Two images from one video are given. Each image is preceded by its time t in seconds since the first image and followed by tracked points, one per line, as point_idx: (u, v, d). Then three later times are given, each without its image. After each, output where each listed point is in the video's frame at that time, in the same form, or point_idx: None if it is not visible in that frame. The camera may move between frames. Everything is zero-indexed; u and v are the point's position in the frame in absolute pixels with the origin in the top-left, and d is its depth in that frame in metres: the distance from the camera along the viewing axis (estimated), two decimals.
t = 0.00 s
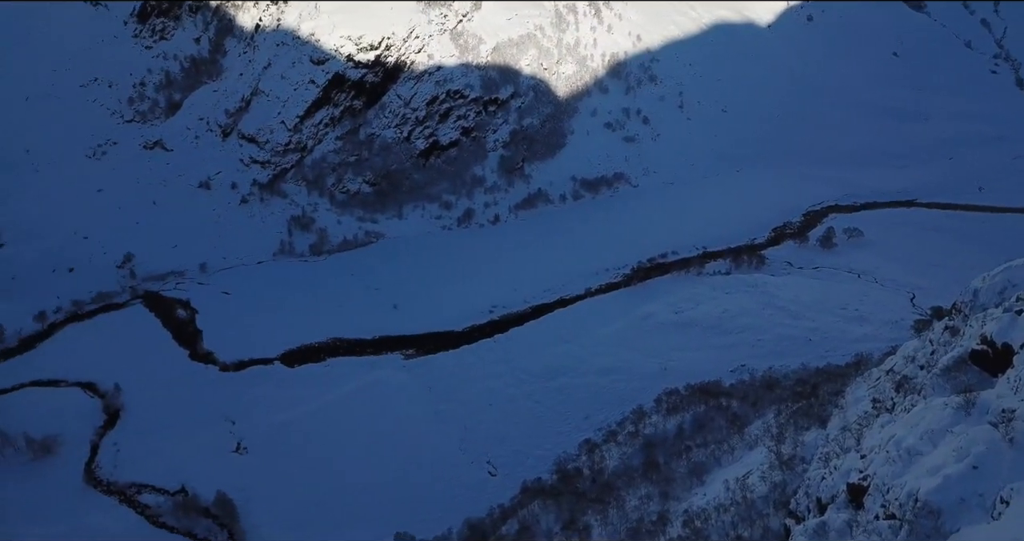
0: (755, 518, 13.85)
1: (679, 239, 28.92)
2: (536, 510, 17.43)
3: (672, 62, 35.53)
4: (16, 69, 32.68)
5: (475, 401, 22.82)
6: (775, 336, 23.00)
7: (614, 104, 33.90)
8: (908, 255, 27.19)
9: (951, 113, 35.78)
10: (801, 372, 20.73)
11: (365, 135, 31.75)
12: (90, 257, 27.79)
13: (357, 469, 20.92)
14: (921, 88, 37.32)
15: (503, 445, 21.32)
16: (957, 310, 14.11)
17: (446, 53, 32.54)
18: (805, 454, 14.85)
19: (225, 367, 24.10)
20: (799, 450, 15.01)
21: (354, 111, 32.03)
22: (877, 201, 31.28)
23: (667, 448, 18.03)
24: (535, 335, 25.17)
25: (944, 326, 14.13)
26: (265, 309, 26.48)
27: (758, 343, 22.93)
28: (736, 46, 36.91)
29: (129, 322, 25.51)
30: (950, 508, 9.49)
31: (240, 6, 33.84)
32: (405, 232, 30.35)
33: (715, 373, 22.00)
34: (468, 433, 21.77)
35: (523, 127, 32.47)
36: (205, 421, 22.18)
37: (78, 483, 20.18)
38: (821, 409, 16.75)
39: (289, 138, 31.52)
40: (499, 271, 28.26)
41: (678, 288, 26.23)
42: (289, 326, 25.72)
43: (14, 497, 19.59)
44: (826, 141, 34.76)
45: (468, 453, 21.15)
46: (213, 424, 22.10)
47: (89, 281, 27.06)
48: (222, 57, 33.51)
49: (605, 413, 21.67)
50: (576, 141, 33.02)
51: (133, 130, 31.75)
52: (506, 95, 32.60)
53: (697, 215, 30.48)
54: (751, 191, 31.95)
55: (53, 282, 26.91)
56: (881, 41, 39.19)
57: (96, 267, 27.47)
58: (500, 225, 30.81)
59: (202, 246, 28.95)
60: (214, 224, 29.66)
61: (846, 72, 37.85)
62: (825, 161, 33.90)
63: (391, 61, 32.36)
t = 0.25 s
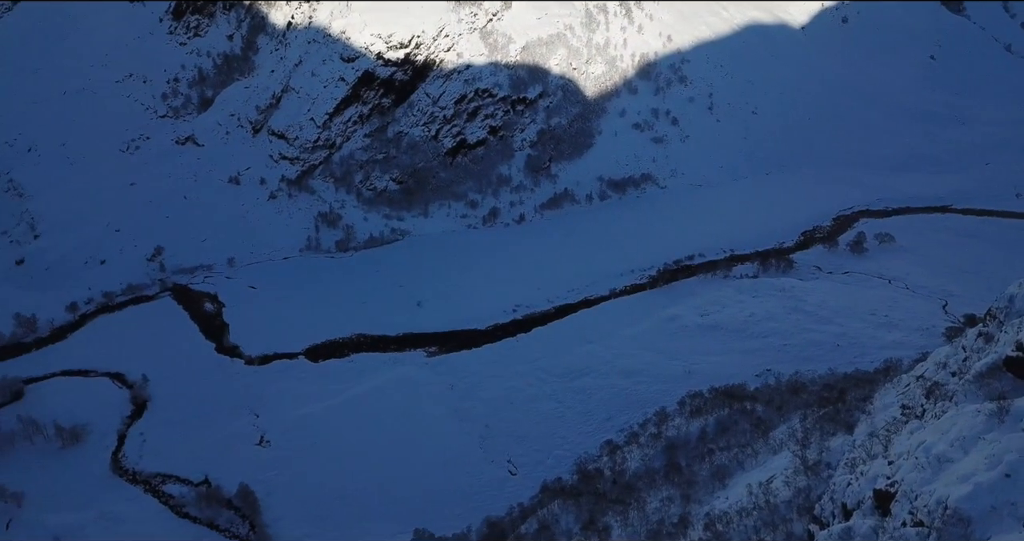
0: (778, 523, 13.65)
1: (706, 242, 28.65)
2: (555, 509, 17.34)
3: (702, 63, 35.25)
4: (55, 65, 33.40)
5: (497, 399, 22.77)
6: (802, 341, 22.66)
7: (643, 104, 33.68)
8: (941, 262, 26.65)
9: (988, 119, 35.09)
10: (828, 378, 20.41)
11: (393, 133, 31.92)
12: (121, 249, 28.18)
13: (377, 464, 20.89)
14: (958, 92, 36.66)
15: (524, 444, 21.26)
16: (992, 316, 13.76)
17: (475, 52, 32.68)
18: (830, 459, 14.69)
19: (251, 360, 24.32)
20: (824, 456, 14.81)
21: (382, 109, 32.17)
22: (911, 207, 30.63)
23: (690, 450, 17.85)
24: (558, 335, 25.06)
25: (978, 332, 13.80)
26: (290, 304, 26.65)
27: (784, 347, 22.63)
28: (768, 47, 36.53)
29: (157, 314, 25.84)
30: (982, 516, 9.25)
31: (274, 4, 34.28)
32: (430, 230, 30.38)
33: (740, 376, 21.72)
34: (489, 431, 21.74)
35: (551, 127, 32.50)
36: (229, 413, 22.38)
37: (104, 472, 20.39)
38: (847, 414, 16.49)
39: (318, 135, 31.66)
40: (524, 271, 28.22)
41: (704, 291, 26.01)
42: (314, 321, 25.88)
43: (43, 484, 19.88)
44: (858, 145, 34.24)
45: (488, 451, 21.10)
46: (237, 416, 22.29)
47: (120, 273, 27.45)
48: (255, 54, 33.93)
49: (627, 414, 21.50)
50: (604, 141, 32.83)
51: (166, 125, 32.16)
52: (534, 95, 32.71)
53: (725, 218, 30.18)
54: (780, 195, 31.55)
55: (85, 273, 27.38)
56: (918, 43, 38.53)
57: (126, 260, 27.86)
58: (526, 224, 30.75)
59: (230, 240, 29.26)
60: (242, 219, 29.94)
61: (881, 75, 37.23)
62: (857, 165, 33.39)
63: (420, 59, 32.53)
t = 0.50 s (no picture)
0: (783, 522, 13.55)
1: (712, 242, 28.56)
2: (559, 508, 17.29)
3: (709, 62, 35.18)
4: (64, 65, 33.60)
5: (501, 398, 22.72)
6: (808, 341, 22.57)
7: (650, 104, 33.65)
8: (948, 262, 26.51)
9: (997, 119, 34.91)
10: (834, 377, 20.31)
11: (399, 132, 31.91)
12: (127, 247, 28.23)
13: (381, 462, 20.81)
14: (967, 92, 36.48)
15: (528, 443, 21.20)
16: (1000, 315, 13.65)
17: (482, 51, 32.77)
18: (836, 458, 14.61)
19: (255, 358, 24.31)
20: (829, 455, 14.76)
21: (388, 108, 32.17)
22: (918, 207, 30.45)
23: (694, 449, 17.79)
24: (563, 334, 25.00)
25: (986, 330, 13.70)
26: (295, 302, 26.65)
27: (790, 347, 22.53)
28: (776, 46, 36.41)
29: (163, 311, 25.87)
30: (989, 514, 9.17)
31: (281, 3, 34.24)
32: (436, 229, 30.36)
33: (745, 376, 21.64)
34: (493, 430, 21.69)
35: (557, 126, 32.46)
36: (234, 411, 22.33)
37: (109, 469, 20.27)
38: (853, 413, 16.42)
39: (324, 134, 31.73)
40: (529, 270, 28.16)
41: (710, 290, 25.92)
42: (319, 319, 25.88)
43: (47, 481, 19.82)
44: (865, 145, 34.11)
45: (492, 450, 21.04)
46: (241, 413, 22.24)
47: (126, 271, 27.49)
48: (262, 53, 33.90)
49: (631, 413, 21.43)
50: (610, 140, 32.80)
51: (173, 124, 32.22)
52: (540, 94, 32.72)
53: (731, 217, 30.08)
54: (787, 195, 31.44)
55: (91, 271, 27.43)
56: (926, 43, 38.39)
57: (132, 258, 27.90)
58: (531, 223, 30.72)
59: (236, 238, 29.27)
60: (248, 217, 29.97)
61: (889, 74, 37.09)
62: (863, 166, 33.25)
63: (427, 58, 32.58)
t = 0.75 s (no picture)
0: (783, 517, 13.55)
1: (712, 241, 28.57)
2: (559, 504, 17.30)
3: (710, 61, 35.17)
4: (65, 64, 33.58)
5: (501, 396, 22.71)
6: (808, 339, 22.58)
7: (650, 103, 33.66)
8: (948, 260, 26.52)
9: (997, 118, 34.94)
10: (834, 374, 20.32)
11: (399, 131, 31.90)
12: (127, 245, 28.24)
13: (381, 459, 20.77)
14: (967, 91, 36.49)
15: (528, 440, 21.19)
16: (1002, 311, 13.63)
17: (482, 50, 32.77)
18: (836, 454, 14.61)
19: (255, 356, 24.28)
20: (830, 451, 14.77)
21: (389, 106, 32.17)
22: (918, 205, 30.48)
23: (694, 446, 17.80)
24: (563, 332, 24.99)
25: (987, 327, 13.69)
26: (295, 300, 26.65)
27: (791, 344, 22.54)
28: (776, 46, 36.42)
29: (163, 309, 25.86)
30: (991, 508, 9.17)
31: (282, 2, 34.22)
32: (436, 227, 30.35)
33: (745, 373, 21.65)
34: (493, 427, 21.68)
35: (558, 124, 32.48)
36: (233, 409, 22.29)
37: (109, 466, 20.22)
38: (854, 409, 16.42)
39: (324, 132, 31.72)
40: (529, 268, 28.15)
41: (710, 289, 25.91)
42: (319, 317, 25.88)
43: (46, 478, 19.71)
44: (865, 144, 34.12)
45: (492, 447, 21.03)
46: (241, 411, 22.20)
47: (126, 269, 27.48)
48: (262, 52, 33.89)
49: (631, 411, 21.42)
50: (611, 138, 32.82)
51: (173, 123, 32.18)
52: (541, 92, 32.71)
53: (731, 216, 30.09)
54: (787, 194, 31.45)
55: (91, 269, 27.43)
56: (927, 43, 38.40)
57: (132, 255, 27.92)
58: (531, 222, 30.70)
59: (236, 236, 29.25)
60: (248, 215, 29.97)
61: (889, 73, 37.10)
62: (863, 165, 33.28)
63: (427, 57, 32.58)
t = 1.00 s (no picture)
0: (782, 500, 13.60)
1: (712, 226, 28.54)
2: (559, 488, 17.40)
3: (710, 46, 35.03)
4: (61, 47, 33.32)
5: (501, 380, 22.75)
6: (807, 323, 22.61)
7: (651, 87, 33.55)
8: (948, 245, 26.51)
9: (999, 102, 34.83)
10: (834, 358, 20.35)
11: (398, 115, 31.85)
12: (127, 230, 28.20)
13: (382, 442, 20.83)
14: (970, 75, 36.32)
15: (528, 424, 21.25)
16: (1002, 294, 13.64)
17: (482, 33, 32.83)
18: (835, 437, 14.68)
19: (254, 341, 24.28)
20: (829, 434, 14.83)
21: (388, 91, 32.21)
22: (919, 190, 30.43)
23: (693, 430, 17.87)
24: (563, 317, 25.00)
25: (986, 310, 13.70)
26: (295, 285, 26.62)
27: (791, 329, 22.56)
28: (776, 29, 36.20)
29: (162, 294, 25.84)
30: (989, 490, 9.20)
31: None
32: (436, 212, 30.29)
33: (745, 358, 21.70)
34: (493, 411, 21.74)
35: (558, 109, 32.38)
36: (234, 393, 22.32)
37: (110, 450, 20.22)
38: (854, 393, 16.48)
39: (323, 117, 31.65)
40: (529, 253, 28.12)
41: (710, 274, 25.91)
42: (319, 302, 25.88)
43: (47, 462, 19.66)
44: (866, 129, 34.02)
45: (493, 431, 21.11)
46: (241, 395, 22.22)
47: (125, 254, 27.45)
48: (260, 36, 34.08)
49: (631, 395, 21.48)
50: (612, 122, 32.69)
51: (171, 107, 32.07)
52: (541, 77, 32.65)
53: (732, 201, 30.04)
54: (788, 179, 31.37)
55: (91, 254, 27.38)
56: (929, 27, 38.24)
57: (131, 241, 27.89)
58: (531, 207, 30.62)
59: (236, 222, 29.19)
60: (248, 200, 29.90)
61: (890, 58, 36.95)
62: (864, 150, 33.18)
63: (426, 41, 32.77)
